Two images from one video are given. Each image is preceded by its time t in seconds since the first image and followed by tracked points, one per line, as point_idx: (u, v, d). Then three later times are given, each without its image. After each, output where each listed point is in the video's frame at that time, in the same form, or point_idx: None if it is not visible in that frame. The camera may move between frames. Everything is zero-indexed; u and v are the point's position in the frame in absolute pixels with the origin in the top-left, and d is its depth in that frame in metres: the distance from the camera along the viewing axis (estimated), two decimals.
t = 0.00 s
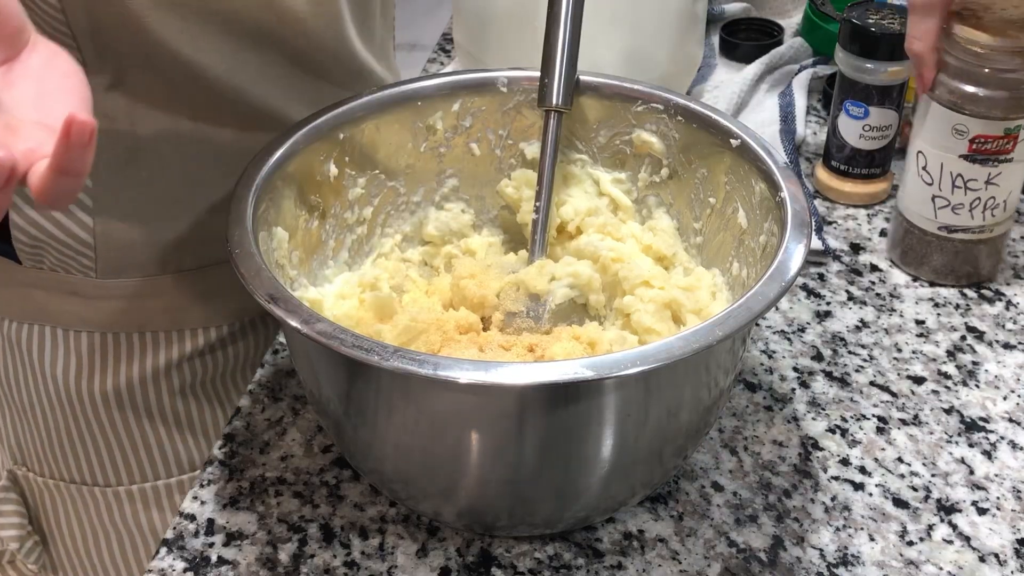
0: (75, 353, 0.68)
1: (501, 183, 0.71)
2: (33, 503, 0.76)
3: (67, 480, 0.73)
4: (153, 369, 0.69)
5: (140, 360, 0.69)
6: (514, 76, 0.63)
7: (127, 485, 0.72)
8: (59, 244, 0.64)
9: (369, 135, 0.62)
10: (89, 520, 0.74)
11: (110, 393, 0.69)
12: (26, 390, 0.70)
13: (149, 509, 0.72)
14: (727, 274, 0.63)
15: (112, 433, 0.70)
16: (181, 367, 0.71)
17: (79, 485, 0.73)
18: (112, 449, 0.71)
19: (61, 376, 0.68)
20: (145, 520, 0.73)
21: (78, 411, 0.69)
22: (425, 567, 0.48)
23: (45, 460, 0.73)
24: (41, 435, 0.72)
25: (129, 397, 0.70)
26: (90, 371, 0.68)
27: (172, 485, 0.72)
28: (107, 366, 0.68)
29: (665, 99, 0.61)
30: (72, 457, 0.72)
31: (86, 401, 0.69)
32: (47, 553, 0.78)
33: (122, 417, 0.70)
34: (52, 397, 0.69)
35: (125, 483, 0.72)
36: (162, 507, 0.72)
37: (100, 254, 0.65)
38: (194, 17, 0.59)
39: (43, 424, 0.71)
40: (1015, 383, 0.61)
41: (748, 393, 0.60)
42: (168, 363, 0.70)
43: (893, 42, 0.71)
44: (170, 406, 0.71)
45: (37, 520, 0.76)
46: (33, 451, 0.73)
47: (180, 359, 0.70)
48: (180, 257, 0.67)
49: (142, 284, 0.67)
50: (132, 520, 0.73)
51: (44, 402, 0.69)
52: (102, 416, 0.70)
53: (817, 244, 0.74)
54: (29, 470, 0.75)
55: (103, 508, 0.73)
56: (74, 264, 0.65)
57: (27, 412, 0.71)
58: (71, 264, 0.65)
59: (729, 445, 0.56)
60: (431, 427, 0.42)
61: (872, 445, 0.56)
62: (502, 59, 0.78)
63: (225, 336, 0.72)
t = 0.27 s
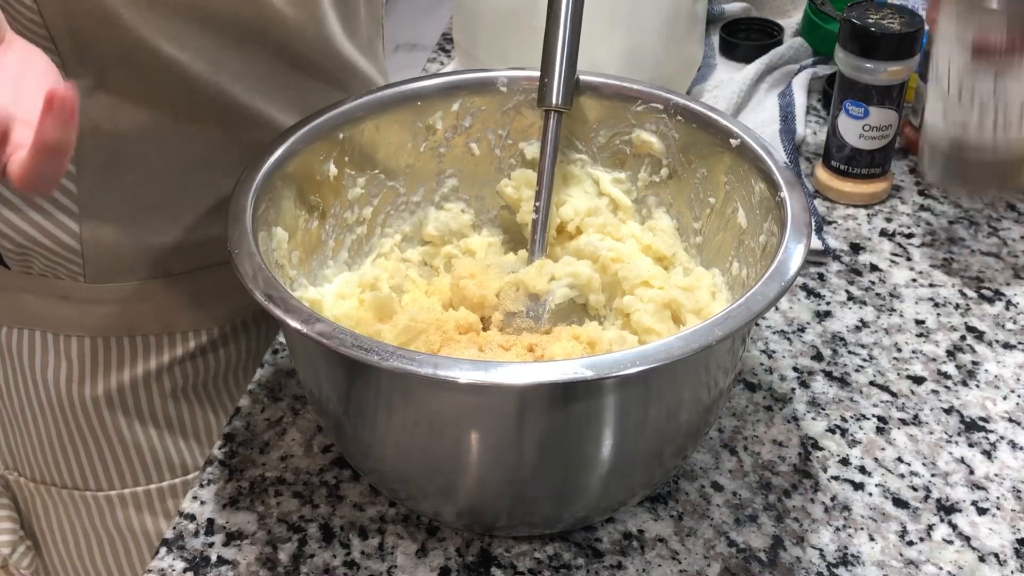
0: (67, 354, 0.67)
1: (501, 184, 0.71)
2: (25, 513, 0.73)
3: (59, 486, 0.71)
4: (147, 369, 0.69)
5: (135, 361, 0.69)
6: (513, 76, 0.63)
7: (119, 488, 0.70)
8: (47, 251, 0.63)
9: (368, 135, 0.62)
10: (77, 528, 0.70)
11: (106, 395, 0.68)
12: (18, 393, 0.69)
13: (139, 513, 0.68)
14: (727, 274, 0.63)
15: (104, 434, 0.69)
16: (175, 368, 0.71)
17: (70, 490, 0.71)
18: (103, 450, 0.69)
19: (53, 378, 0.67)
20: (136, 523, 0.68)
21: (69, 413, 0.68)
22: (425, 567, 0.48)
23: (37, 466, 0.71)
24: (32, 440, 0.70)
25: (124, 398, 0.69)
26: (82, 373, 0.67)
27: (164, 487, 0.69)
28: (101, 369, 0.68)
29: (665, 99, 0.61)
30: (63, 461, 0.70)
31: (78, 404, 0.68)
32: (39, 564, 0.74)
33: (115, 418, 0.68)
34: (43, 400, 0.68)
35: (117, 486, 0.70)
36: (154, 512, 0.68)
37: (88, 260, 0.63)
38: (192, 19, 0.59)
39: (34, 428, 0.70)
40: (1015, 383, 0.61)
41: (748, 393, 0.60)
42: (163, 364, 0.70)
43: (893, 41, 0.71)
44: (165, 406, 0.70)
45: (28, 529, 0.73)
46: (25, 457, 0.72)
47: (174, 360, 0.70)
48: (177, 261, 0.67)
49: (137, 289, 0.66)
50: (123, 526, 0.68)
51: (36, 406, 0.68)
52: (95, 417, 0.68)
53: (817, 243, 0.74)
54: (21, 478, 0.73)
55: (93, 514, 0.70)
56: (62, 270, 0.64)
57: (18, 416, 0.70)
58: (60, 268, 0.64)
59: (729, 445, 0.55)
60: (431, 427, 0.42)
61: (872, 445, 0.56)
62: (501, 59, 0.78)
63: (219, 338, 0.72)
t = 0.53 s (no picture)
0: (70, 366, 0.67)
1: (501, 184, 0.71)
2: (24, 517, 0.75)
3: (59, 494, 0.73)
4: (150, 381, 0.69)
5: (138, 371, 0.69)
6: (513, 76, 0.63)
7: (124, 498, 0.73)
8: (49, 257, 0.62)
9: (368, 135, 0.62)
10: (84, 533, 0.75)
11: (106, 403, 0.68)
12: (18, 406, 0.69)
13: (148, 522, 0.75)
14: (727, 273, 0.63)
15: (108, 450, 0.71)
16: (177, 376, 0.71)
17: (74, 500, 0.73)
18: (110, 466, 0.72)
19: (56, 393, 0.67)
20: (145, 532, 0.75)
21: (72, 428, 0.69)
22: (425, 567, 0.48)
23: (37, 475, 0.72)
24: (33, 450, 0.71)
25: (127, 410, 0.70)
26: (85, 387, 0.68)
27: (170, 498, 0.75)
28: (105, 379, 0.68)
29: (665, 99, 0.61)
30: (65, 473, 0.71)
31: (82, 418, 0.68)
32: (42, 564, 0.77)
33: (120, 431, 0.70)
34: (45, 412, 0.68)
35: (121, 497, 0.73)
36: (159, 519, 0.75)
37: (89, 266, 0.63)
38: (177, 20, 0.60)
39: (35, 439, 0.70)
40: (1015, 383, 0.61)
41: (748, 393, 0.60)
42: (166, 374, 0.70)
43: (893, 41, 0.71)
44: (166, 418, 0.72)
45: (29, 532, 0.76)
46: (24, 466, 0.72)
47: (177, 369, 0.70)
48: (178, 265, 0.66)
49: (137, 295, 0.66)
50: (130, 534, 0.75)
51: (37, 417, 0.69)
52: (98, 431, 0.69)
53: (816, 244, 0.74)
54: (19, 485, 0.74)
55: (98, 521, 0.74)
56: (62, 277, 0.63)
57: (18, 426, 0.70)
58: (61, 277, 0.63)
59: (729, 445, 0.56)
60: (431, 427, 0.42)
61: (872, 445, 0.56)
62: (501, 59, 0.78)
63: (220, 344, 0.72)
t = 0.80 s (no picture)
0: (50, 366, 0.67)
1: (501, 185, 0.71)
2: (16, 519, 0.76)
3: (60, 498, 0.73)
4: (130, 377, 0.68)
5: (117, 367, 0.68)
6: (513, 76, 0.63)
7: (107, 498, 0.72)
8: (41, 253, 0.62)
9: (368, 135, 0.62)
10: (72, 536, 0.74)
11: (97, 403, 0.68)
12: (11, 407, 0.69)
13: (131, 521, 0.73)
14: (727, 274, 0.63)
15: (88, 449, 0.70)
16: (161, 373, 0.70)
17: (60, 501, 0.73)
18: (91, 466, 0.70)
19: (37, 391, 0.67)
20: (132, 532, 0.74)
21: (54, 428, 0.69)
22: (425, 567, 0.48)
23: (25, 476, 0.73)
24: (21, 449, 0.71)
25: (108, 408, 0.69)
26: (63, 385, 0.67)
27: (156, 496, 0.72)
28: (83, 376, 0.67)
29: (665, 99, 0.61)
30: (50, 473, 0.71)
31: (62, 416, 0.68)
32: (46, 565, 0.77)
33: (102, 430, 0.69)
34: (27, 409, 0.68)
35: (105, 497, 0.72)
36: (145, 519, 0.73)
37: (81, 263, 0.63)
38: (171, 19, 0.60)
39: (22, 438, 0.70)
40: (1015, 383, 0.61)
41: (748, 393, 0.60)
42: (147, 370, 0.69)
43: (893, 42, 0.71)
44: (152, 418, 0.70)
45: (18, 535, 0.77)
46: (14, 467, 0.73)
47: (159, 364, 0.69)
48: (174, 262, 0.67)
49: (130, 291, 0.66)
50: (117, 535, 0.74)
51: (21, 415, 0.69)
52: (79, 429, 0.69)
53: (817, 244, 0.74)
54: (11, 487, 0.75)
55: (85, 524, 0.73)
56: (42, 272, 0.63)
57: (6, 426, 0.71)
58: (39, 275, 0.63)
59: (729, 445, 0.56)
60: (431, 427, 0.42)
61: (873, 445, 0.56)
62: (501, 59, 0.78)
63: (208, 326, 0.71)
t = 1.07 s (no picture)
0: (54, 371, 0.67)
1: (500, 184, 0.71)
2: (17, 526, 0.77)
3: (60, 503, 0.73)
4: (134, 382, 0.69)
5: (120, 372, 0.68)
6: (513, 76, 0.63)
7: (113, 504, 0.73)
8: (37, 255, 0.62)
9: (369, 135, 0.62)
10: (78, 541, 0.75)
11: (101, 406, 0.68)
12: (9, 413, 0.69)
13: (137, 524, 0.74)
14: (727, 273, 0.63)
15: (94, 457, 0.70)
16: (164, 376, 0.71)
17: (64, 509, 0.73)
18: (99, 473, 0.71)
19: (41, 400, 0.68)
20: (137, 534, 0.74)
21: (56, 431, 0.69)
22: (425, 567, 0.48)
23: (31, 482, 0.73)
24: (24, 458, 0.71)
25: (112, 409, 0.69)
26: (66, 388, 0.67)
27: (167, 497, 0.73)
28: (89, 380, 0.68)
29: (665, 99, 0.61)
30: (53, 480, 0.72)
31: (67, 423, 0.68)
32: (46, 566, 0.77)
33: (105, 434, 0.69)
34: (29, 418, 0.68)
35: (110, 502, 0.73)
36: (152, 522, 0.74)
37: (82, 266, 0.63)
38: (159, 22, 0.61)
39: (24, 446, 0.71)
40: (1015, 383, 0.61)
41: (748, 393, 0.60)
42: (152, 374, 0.69)
43: (893, 42, 0.71)
44: (157, 420, 0.71)
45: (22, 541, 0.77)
46: (18, 475, 0.73)
47: (165, 369, 0.70)
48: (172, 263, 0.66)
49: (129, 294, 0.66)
50: (123, 538, 0.74)
51: (23, 423, 0.69)
52: (82, 432, 0.69)
53: (817, 244, 0.74)
54: (14, 495, 0.75)
55: (92, 528, 0.74)
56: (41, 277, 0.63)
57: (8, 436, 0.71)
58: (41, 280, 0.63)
59: (729, 445, 0.55)
60: (431, 427, 0.42)
61: (873, 445, 0.56)
62: (501, 59, 0.78)
63: (208, 334, 0.72)
